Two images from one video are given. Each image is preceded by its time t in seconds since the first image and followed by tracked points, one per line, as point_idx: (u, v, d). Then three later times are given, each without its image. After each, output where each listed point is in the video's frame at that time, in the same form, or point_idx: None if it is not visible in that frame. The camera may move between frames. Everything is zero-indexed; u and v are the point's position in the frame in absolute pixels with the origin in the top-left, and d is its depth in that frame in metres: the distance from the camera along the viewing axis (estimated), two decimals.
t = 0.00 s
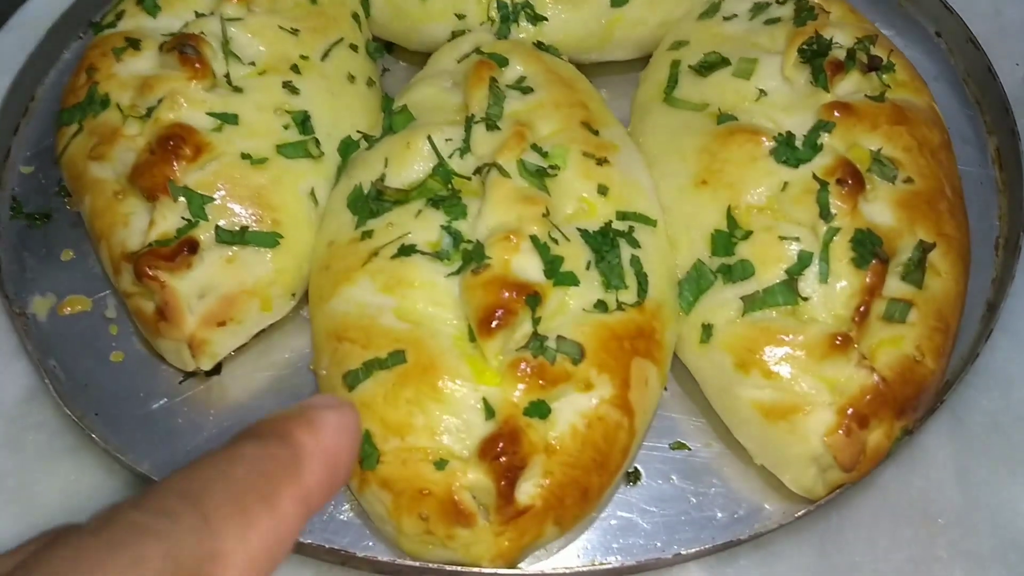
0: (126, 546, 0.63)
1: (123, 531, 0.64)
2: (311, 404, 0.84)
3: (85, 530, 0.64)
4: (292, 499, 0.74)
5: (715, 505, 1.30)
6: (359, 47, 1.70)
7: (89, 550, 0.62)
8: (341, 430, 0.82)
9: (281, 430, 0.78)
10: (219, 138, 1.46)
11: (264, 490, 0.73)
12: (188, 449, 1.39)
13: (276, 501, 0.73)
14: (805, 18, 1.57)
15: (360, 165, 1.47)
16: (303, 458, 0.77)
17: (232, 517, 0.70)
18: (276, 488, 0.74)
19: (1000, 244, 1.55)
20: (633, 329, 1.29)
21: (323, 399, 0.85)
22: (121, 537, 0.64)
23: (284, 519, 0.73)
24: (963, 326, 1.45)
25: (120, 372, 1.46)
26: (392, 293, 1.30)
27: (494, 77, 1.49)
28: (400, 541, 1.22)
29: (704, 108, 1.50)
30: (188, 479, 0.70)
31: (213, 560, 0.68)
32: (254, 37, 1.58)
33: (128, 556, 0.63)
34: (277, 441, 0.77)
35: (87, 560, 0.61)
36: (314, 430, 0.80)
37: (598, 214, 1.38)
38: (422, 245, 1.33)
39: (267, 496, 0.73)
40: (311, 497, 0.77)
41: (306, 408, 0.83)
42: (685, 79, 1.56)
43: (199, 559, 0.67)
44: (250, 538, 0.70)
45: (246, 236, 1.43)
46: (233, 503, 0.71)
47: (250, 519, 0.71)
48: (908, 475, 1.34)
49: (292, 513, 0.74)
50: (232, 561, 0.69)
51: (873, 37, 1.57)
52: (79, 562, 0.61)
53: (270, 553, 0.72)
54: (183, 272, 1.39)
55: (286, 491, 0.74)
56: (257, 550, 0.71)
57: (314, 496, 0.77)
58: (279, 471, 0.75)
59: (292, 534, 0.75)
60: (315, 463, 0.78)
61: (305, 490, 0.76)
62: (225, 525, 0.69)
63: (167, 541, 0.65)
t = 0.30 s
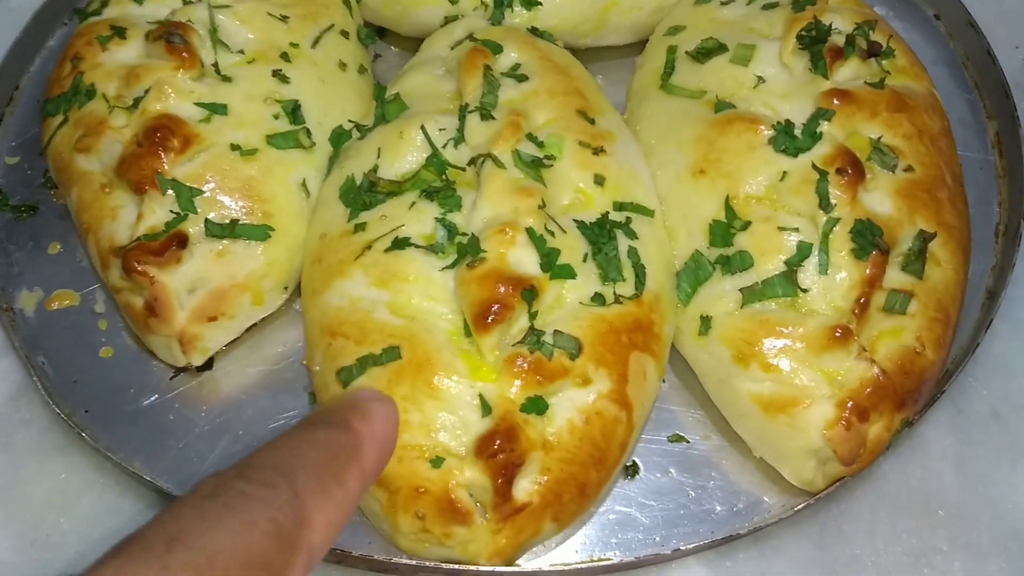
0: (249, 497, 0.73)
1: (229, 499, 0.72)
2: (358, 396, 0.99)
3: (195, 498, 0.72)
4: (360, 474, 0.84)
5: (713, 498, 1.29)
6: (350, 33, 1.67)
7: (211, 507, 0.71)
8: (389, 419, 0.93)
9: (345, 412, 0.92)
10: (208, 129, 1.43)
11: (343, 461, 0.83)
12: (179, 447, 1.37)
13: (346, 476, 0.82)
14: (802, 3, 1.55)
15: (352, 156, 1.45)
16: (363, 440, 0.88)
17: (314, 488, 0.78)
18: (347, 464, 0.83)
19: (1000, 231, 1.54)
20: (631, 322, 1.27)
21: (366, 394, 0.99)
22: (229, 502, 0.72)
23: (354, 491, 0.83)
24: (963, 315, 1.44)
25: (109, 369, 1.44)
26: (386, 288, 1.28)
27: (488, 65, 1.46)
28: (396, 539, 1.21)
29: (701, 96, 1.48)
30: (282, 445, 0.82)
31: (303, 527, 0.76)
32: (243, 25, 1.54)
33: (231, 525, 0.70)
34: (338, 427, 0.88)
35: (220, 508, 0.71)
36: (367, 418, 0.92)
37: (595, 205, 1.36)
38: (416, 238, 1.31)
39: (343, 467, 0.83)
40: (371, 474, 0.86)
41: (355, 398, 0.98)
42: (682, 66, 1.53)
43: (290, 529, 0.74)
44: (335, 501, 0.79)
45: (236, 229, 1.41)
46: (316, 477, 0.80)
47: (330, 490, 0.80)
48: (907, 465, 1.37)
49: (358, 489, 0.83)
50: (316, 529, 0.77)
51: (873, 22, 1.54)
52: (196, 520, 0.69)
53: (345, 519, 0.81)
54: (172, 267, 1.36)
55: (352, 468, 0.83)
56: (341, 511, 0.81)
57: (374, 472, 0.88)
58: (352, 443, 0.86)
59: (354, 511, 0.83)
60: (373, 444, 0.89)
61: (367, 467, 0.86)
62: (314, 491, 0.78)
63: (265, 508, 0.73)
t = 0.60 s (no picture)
0: (305, 461, 0.77)
1: (288, 463, 0.76)
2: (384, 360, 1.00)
3: (256, 462, 0.76)
4: (399, 439, 0.88)
5: (711, 495, 1.28)
6: (341, 24, 1.64)
7: (270, 472, 0.75)
8: (420, 386, 0.95)
9: (382, 375, 0.95)
10: (195, 121, 1.41)
11: (385, 427, 0.87)
12: (167, 446, 1.35)
13: (388, 442, 0.86)
14: None
15: (343, 148, 1.42)
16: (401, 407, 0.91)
17: (362, 451, 0.83)
18: (387, 429, 0.87)
19: (1000, 222, 1.53)
20: (627, 317, 1.25)
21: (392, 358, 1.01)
22: (288, 466, 0.76)
23: (394, 456, 0.87)
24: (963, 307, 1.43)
25: (96, 366, 1.42)
26: (378, 283, 1.25)
27: (481, 55, 1.44)
28: (389, 539, 1.19)
29: (697, 86, 1.45)
30: (327, 411, 0.86)
31: (351, 491, 0.80)
32: (230, 15, 1.51)
33: (290, 487, 0.75)
34: (379, 393, 0.90)
35: (280, 471, 0.76)
36: (402, 384, 0.94)
37: (590, 198, 1.34)
38: (408, 232, 1.29)
39: (384, 433, 0.86)
40: (408, 438, 0.90)
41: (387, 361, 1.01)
42: (678, 55, 1.51)
43: (344, 490, 0.78)
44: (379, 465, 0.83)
45: (224, 224, 1.38)
46: (361, 443, 0.83)
47: (373, 455, 0.84)
48: (907, 461, 1.37)
49: (398, 454, 0.87)
50: (364, 491, 0.81)
51: (871, 10, 1.52)
52: (258, 483, 0.73)
53: (386, 480, 0.86)
54: (159, 262, 1.34)
55: (393, 433, 0.87)
56: (382, 475, 0.85)
57: (410, 436, 0.91)
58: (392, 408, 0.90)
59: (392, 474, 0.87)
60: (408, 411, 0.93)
61: (404, 433, 0.90)
62: (361, 454, 0.82)
63: (321, 471, 0.77)
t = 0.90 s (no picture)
0: (301, 443, 0.75)
1: (283, 445, 0.74)
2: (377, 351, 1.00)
3: (250, 445, 0.74)
4: (392, 424, 0.86)
5: (706, 498, 1.27)
6: (332, 21, 1.62)
7: (266, 454, 0.73)
8: (411, 374, 0.95)
9: (373, 366, 0.94)
10: (184, 120, 1.39)
11: (378, 411, 0.85)
12: (157, 449, 1.34)
13: (382, 425, 0.84)
14: None
15: (334, 147, 1.40)
16: (393, 394, 0.89)
17: (357, 434, 0.81)
18: (380, 414, 0.85)
19: (997, 222, 1.52)
20: (622, 319, 1.24)
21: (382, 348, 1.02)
22: (283, 448, 0.74)
23: (388, 440, 0.85)
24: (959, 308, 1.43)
25: (84, 369, 1.40)
26: (370, 285, 1.24)
27: (474, 53, 1.42)
28: (381, 544, 1.18)
29: (692, 84, 1.44)
30: (320, 397, 0.83)
31: (347, 473, 0.77)
32: (220, 12, 1.49)
33: (286, 467, 0.72)
34: (370, 381, 0.89)
35: (277, 451, 0.74)
36: (393, 372, 0.93)
37: (584, 198, 1.32)
38: (400, 233, 1.27)
39: (379, 417, 0.84)
40: (401, 424, 0.88)
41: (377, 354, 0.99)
42: (673, 54, 1.49)
43: (341, 471, 0.76)
44: (374, 449, 0.81)
45: (214, 224, 1.36)
46: (356, 426, 0.81)
47: (368, 438, 0.82)
48: (904, 462, 1.38)
49: (392, 439, 0.85)
50: (359, 474, 0.79)
51: (868, 8, 1.51)
52: (254, 464, 0.71)
53: (380, 464, 0.84)
54: (148, 263, 1.32)
55: (386, 418, 0.85)
56: (378, 459, 0.83)
57: (403, 422, 0.89)
58: (383, 393, 0.88)
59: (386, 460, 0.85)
60: (400, 397, 0.91)
61: (397, 419, 0.88)
62: (356, 437, 0.80)
63: (316, 452, 0.75)
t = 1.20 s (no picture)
0: (305, 450, 0.75)
1: (288, 452, 0.74)
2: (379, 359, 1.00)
3: (255, 453, 0.74)
4: (395, 429, 0.86)
5: (704, 497, 1.27)
6: (328, 18, 1.61)
7: (270, 461, 0.73)
8: (413, 379, 0.95)
9: (374, 375, 0.93)
10: (180, 118, 1.38)
11: (380, 417, 0.85)
12: (153, 449, 1.33)
13: (385, 431, 0.84)
14: None
15: (330, 145, 1.39)
16: (394, 401, 0.89)
17: (361, 439, 0.80)
18: (383, 420, 0.85)
19: (993, 220, 1.53)
20: (621, 318, 1.24)
21: (388, 356, 1.01)
22: (288, 455, 0.74)
23: (392, 445, 0.84)
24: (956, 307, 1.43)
25: (79, 368, 1.40)
26: (367, 285, 1.24)
27: (471, 51, 1.41)
28: (379, 544, 1.17)
29: (689, 83, 1.44)
30: (324, 404, 0.83)
31: (351, 479, 0.77)
32: (215, 9, 1.49)
33: (290, 474, 0.72)
34: (373, 387, 0.89)
35: (282, 458, 0.74)
36: (395, 380, 0.92)
37: (582, 197, 1.32)
38: (397, 232, 1.27)
39: (381, 423, 0.84)
40: (405, 430, 0.88)
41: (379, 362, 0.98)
42: (670, 52, 1.49)
43: (346, 476, 0.76)
44: (378, 454, 0.81)
45: (210, 223, 1.35)
46: (359, 432, 0.81)
47: (371, 443, 0.81)
48: (901, 461, 1.38)
49: (396, 444, 0.85)
50: (363, 479, 0.79)
51: (864, 7, 1.51)
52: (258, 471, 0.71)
53: (384, 469, 0.83)
54: (144, 262, 1.31)
55: (389, 424, 0.85)
56: (381, 464, 0.82)
57: (406, 428, 0.89)
58: (386, 399, 0.88)
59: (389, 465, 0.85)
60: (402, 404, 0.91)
61: (400, 425, 0.88)
62: (360, 443, 0.80)
63: (320, 458, 0.75)
